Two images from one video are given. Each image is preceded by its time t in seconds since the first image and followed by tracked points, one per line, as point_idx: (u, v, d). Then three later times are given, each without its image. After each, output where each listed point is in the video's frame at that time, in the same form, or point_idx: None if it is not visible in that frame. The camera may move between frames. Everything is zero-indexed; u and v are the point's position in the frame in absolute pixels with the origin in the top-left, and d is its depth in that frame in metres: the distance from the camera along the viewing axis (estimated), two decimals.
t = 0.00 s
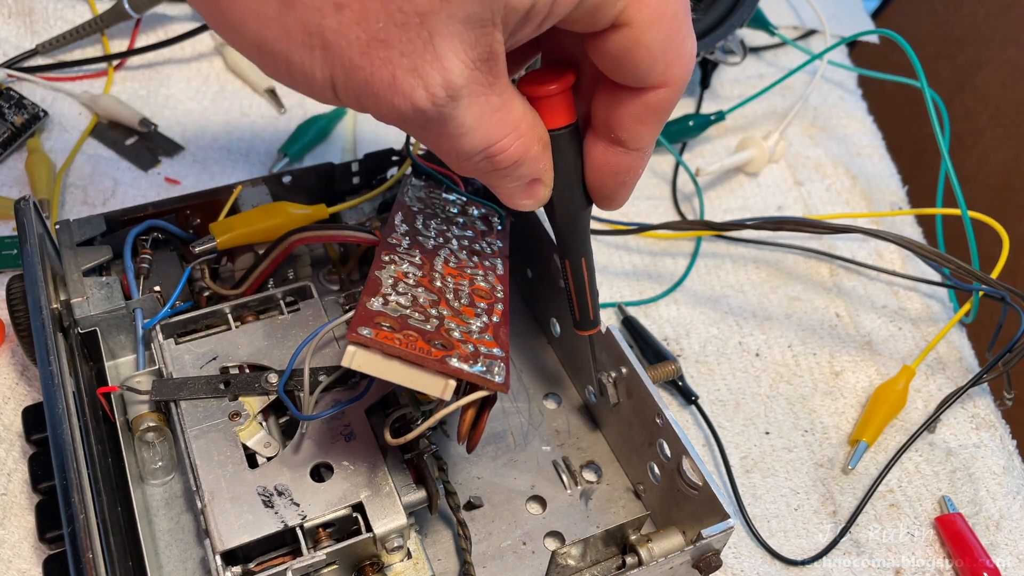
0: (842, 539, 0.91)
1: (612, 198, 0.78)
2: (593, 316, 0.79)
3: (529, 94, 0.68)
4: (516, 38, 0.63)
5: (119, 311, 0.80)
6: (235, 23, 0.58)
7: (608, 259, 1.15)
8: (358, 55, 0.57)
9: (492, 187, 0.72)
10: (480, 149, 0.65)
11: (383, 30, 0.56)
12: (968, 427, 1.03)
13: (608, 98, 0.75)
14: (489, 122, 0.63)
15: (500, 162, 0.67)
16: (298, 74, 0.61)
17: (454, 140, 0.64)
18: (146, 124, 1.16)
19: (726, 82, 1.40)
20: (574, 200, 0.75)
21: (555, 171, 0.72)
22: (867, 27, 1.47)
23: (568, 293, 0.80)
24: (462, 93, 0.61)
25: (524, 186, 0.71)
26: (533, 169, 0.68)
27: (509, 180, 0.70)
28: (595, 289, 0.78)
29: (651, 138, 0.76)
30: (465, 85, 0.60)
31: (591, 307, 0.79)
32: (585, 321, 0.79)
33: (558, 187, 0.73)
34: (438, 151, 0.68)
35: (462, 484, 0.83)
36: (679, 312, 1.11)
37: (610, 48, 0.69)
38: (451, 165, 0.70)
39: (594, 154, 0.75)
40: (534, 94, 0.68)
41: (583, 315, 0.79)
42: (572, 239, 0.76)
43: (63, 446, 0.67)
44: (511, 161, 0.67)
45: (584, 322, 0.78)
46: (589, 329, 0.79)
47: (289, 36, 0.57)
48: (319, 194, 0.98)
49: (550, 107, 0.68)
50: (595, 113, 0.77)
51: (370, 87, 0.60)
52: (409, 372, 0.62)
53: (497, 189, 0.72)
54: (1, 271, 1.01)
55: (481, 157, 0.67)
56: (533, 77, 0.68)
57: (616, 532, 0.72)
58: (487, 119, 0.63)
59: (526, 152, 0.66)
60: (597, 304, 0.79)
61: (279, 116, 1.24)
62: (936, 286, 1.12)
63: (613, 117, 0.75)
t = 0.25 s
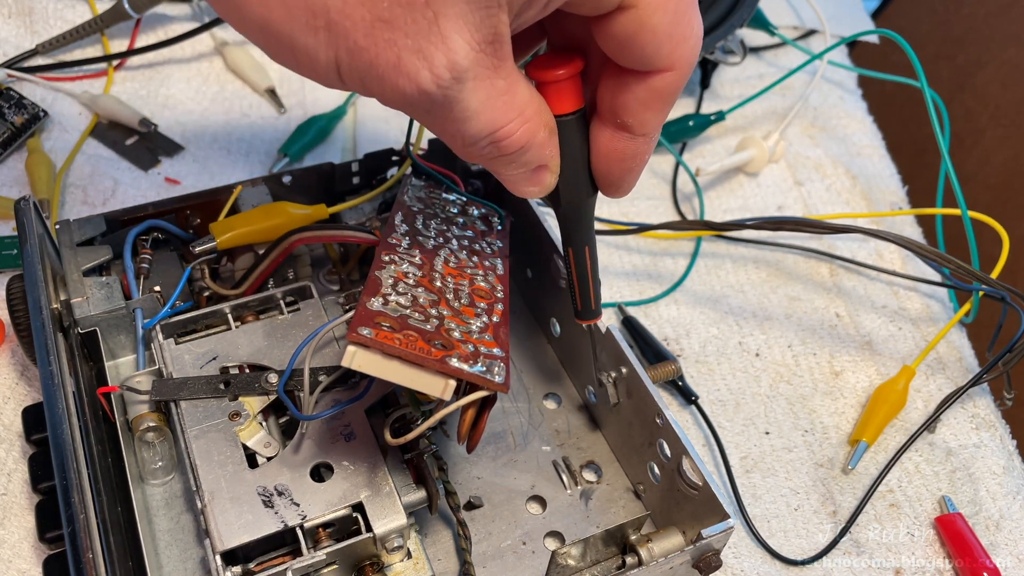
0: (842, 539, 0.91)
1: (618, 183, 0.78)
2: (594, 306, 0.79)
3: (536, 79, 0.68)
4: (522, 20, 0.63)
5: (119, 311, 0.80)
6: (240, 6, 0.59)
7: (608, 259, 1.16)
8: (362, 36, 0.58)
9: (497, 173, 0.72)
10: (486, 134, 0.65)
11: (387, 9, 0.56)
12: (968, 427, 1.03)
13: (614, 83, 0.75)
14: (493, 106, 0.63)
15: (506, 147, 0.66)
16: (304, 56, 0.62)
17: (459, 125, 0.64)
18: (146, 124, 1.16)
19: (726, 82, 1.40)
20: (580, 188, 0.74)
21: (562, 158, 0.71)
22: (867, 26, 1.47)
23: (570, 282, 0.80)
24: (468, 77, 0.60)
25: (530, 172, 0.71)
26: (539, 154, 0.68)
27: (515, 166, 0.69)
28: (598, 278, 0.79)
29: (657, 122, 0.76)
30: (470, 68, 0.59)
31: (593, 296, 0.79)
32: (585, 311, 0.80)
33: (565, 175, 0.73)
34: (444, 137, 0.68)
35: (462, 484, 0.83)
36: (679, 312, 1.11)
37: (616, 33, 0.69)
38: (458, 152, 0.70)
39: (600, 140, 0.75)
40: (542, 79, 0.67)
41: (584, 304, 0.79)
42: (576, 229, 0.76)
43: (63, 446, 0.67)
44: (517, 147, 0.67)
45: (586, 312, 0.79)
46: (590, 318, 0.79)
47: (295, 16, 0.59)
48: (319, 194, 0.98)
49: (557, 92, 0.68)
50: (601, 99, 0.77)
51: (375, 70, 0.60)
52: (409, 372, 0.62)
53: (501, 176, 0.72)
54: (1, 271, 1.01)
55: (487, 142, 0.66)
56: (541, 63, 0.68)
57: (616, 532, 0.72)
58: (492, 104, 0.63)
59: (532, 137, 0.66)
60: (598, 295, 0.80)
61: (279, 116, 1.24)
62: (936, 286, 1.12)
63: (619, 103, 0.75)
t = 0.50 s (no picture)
0: (842, 539, 0.91)
1: (622, 208, 0.78)
2: (598, 326, 0.79)
3: (542, 105, 0.68)
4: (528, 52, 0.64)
5: (119, 311, 0.80)
6: (250, 39, 0.57)
7: (608, 259, 1.16)
8: (373, 70, 0.57)
9: (502, 199, 0.73)
10: (492, 162, 0.66)
11: (399, 44, 0.55)
12: (968, 427, 1.03)
13: (619, 109, 0.75)
14: (500, 136, 0.64)
15: (511, 174, 0.67)
16: (311, 87, 0.60)
17: (466, 153, 0.65)
18: (146, 124, 1.16)
19: (726, 82, 1.40)
20: (584, 213, 0.75)
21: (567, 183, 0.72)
22: (867, 27, 1.47)
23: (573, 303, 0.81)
24: (476, 108, 0.61)
25: (535, 198, 0.71)
26: (544, 181, 0.69)
27: (520, 193, 0.70)
28: (600, 300, 0.79)
29: (661, 149, 0.76)
30: (479, 99, 0.60)
31: (596, 317, 0.79)
32: (587, 332, 0.80)
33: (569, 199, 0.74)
34: (450, 165, 0.69)
35: (462, 484, 0.83)
36: (679, 311, 1.11)
37: (621, 62, 0.69)
38: (462, 177, 0.71)
39: (604, 165, 0.75)
40: (547, 106, 0.68)
41: (587, 325, 0.79)
42: (579, 251, 0.77)
43: (63, 446, 0.67)
44: (523, 173, 0.67)
45: (590, 332, 0.79)
46: (593, 339, 0.79)
47: (304, 52, 0.56)
48: (319, 194, 0.98)
49: (562, 118, 0.69)
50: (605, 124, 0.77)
51: (385, 101, 0.59)
52: (409, 372, 0.62)
53: (506, 202, 0.73)
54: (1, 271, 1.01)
55: (493, 170, 0.67)
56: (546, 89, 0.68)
57: (617, 532, 0.72)
58: (499, 133, 0.63)
59: (537, 164, 0.67)
60: (603, 317, 0.79)
61: (279, 116, 1.24)
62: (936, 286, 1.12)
63: (624, 129, 0.75)
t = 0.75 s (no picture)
0: (842, 539, 0.91)
1: (621, 177, 0.78)
2: (596, 303, 0.79)
3: (540, 73, 0.68)
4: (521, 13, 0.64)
5: (119, 311, 0.80)
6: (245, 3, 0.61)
7: (608, 259, 1.16)
8: (364, 28, 0.59)
9: (499, 168, 0.72)
10: (489, 129, 0.65)
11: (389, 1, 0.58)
12: (968, 427, 1.03)
13: (616, 76, 0.75)
14: (496, 100, 0.63)
15: (509, 141, 0.66)
16: (307, 51, 0.63)
17: (462, 119, 0.64)
18: (146, 124, 1.16)
19: (726, 82, 1.40)
20: (583, 181, 0.74)
21: (565, 151, 0.71)
22: (867, 26, 1.47)
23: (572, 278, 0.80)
24: (471, 69, 0.60)
25: (533, 167, 0.70)
26: (541, 150, 0.68)
27: (518, 161, 0.69)
28: (599, 275, 0.79)
29: (659, 114, 0.76)
30: (474, 61, 0.60)
31: (595, 293, 0.79)
32: (586, 307, 0.79)
33: (568, 169, 0.73)
34: (446, 132, 0.68)
35: (462, 484, 0.83)
36: (679, 312, 1.11)
37: (618, 25, 0.69)
38: (460, 146, 0.70)
39: (603, 133, 0.75)
40: (545, 73, 0.67)
41: (586, 302, 0.79)
42: (578, 224, 0.76)
43: (63, 446, 0.67)
44: (519, 140, 0.66)
45: (588, 309, 0.78)
46: (591, 315, 0.79)
47: (295, 10, 0.60)
48: (319, 194, 0.98)
49: (560, 86, 0.68)
50: (602, 93, 0.77)
51: (379, 63, 0.61)
52: (409, 372, 0.62)
53: (503, 172, 0.72)
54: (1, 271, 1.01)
55: (490, 137, 0.66)
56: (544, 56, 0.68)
57: (616, 532, 0.72)
58: (496, 97, 0.63)
59: (535, 132, 0.66)
60: (600, 292, 0.79)
61: (279, 116, 1.24)
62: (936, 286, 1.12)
63: (620, 94, 0.75)
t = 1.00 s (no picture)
0: (842, 539, 0.91)
1: (622, 198, 0.78)
2: (597, 319, 0.79)
3: (543, 95, 0.68)
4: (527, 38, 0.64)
5: (119, 311, 0.80)
6: (253, 29, 0.59)
7: (607, 259, 1.16)
8: (374, 56, 0.58)
9: (501, 188, 0.72)
10: (493, 151, 0.65)
11: (399, 30, 0.56)
12: (968, 427, 1.03)
13: (618, 97, 0.75)
14: (501, 123, 0.63)
15: (512, 163, 0.66)
16: (315, 78, 0.61)
17: (467, 141, 0.64)
18: (146, 124, 1.16)
19: (726, 82, 1.40)
20: (584, 201, 0.74)
21: (567, 171, 0.71)
22: (867, 27, 1.47)
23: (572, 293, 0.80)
24: (477, 94, 0.60)
25: (535, 187, 0.71)
26: (544, 170, 0.68)
27: (520, 182, 0.70)
28: (599, 291, 0.79)
29: (660, 135, 0.76)
30: (480, 85, 0.60)
31: (595, 309, 0.79)
32: (586, 323, 0.79)
33: (570, 189, 0.73)
34: (450, 154, 0.68)
35: (462, 484, 0.83)
36: (679, 311, 1.11)
37: (620, 48, 0.69)
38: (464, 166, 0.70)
39: (603, 154, 0.75)
40: (547, 95, 0.68)
41: (586, 317, 0.79)
42: (578, 241, 0.75)
43: (63, 446, 0.67)
44: (523, 161, 0.66)
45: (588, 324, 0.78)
46: (591, 331, 0.79)
47: (305, 39, 0.58)
48: (319, 194, 0.98)
49: (563, 107, 0.68)
50: (603, 113, 0.77)
51: (387, 88, 0.60)
52: (409, 372, 0.62)
53: (506, 191, 0.72)
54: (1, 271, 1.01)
55: (494, 159, 0.66)
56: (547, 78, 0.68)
57: (617, 532, 0.72)
58: (500, 121, 0.63)
59: (538, 153, 0.66)
60: (600, 307, 0.79)
61: (279, 116, 1.24)
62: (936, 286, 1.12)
63: (622, 116, 0.75)
